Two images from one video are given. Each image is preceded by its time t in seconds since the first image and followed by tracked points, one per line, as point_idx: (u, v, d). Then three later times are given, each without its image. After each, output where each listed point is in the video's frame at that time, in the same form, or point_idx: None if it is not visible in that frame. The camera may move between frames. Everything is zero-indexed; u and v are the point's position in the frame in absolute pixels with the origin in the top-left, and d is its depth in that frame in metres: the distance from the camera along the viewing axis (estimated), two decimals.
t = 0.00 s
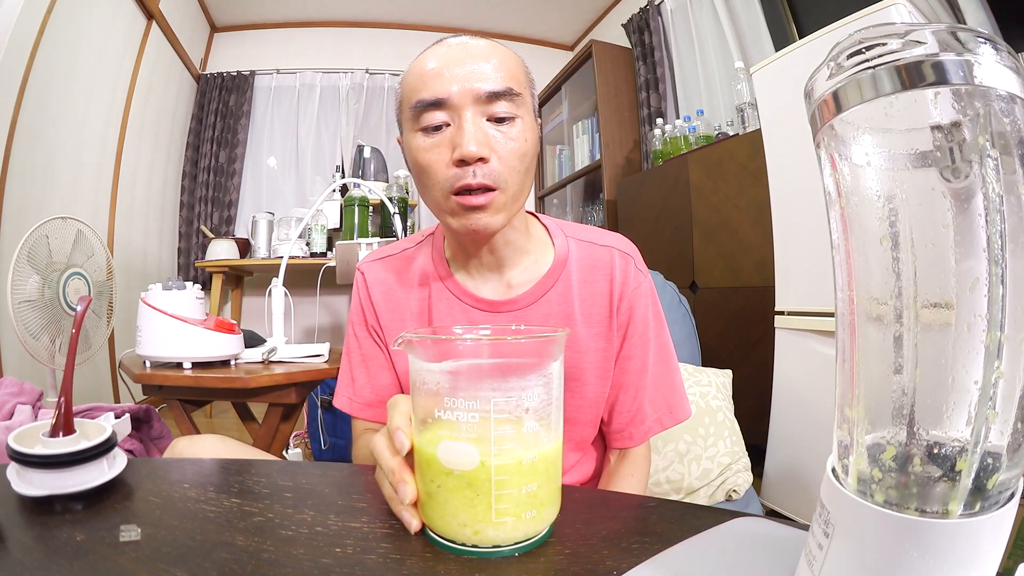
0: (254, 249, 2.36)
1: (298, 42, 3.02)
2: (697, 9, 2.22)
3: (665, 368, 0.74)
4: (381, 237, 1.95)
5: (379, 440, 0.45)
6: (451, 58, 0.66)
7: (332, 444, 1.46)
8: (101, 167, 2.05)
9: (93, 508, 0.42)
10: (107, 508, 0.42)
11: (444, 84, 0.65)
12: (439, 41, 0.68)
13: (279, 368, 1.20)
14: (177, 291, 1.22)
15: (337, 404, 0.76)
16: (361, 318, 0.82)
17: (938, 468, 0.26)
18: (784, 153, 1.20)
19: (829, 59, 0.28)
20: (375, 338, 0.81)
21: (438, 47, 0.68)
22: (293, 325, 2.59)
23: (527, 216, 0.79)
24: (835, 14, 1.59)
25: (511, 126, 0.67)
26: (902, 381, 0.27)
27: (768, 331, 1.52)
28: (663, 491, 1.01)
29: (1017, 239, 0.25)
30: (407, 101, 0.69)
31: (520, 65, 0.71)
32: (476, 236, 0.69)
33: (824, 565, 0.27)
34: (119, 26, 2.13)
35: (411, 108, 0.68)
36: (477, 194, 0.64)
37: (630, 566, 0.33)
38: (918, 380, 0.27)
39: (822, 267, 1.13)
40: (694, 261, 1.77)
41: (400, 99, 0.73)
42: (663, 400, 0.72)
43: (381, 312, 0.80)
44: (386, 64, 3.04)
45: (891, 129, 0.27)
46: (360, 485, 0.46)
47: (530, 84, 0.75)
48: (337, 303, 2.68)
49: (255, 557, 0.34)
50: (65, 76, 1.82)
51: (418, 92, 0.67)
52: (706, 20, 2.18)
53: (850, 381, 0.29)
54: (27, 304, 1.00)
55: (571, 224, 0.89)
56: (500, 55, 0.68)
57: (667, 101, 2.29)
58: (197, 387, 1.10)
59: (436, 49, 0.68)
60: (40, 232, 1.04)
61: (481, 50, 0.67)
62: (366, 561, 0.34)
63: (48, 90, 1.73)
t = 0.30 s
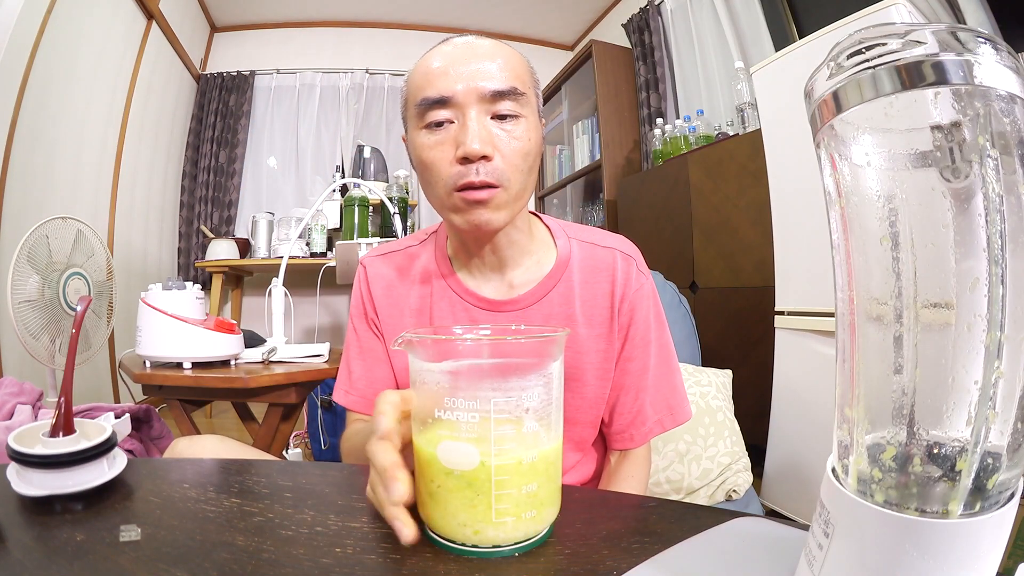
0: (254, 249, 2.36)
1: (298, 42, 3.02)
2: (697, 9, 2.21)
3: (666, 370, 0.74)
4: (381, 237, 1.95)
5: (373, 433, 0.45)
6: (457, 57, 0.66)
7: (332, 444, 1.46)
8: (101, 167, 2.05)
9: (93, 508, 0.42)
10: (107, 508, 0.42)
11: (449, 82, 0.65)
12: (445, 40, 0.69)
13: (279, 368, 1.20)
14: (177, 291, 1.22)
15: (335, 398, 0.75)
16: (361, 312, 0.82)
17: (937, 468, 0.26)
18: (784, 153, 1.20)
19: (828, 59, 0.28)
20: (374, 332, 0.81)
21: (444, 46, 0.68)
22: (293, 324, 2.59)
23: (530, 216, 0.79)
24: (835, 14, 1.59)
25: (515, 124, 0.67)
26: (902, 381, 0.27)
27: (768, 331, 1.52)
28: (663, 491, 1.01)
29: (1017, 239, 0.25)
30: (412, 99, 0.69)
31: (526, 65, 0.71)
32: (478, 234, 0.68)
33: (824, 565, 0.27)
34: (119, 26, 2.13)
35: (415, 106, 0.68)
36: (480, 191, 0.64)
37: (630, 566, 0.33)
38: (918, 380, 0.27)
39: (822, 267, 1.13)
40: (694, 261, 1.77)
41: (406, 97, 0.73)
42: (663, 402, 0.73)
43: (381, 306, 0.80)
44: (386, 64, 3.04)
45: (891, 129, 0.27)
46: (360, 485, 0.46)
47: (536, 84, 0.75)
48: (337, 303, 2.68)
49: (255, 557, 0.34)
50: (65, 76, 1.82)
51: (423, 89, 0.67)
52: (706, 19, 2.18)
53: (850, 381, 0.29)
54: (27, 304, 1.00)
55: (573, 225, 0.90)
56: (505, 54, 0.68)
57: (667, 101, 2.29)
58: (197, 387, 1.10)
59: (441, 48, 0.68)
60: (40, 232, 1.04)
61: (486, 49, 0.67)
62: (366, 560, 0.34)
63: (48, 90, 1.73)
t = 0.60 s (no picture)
0: (254, 249, 2.36)
1: (298, 41, 3.02)
2: (697, 9, 2.21)
3: (670, 368, 0.75)
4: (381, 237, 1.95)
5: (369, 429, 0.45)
6: (465, 52, 0.67)
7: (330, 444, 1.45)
8: (102, 167, 2.05)
9: (93, 508, 0.42)
10: (107, 508, 0.42)
11: (457, 75, 0.66)
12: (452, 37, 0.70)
13: (279, 368, 1.20)
14: (177, 291, 1.22)
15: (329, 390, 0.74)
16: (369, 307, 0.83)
17: (938, 468, 0.26)
18: (784, 153, 1.20)
19: (828, 59, 0.28)
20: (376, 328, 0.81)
21: (451, 42, 0.69)
22: (293, 324, 2.60)
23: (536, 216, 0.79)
24: (835, 14, 1.59)
25: (521, 116, 0.68)
26: (901, 381, 0.27)
27: (768, 331, 1.52)
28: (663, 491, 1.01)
29: (1017, 239, 0.25)
30: (419, 93, 0.70)
31: (532, 62, 0.73)
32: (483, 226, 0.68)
33: (824, 565, 0.27)
34: (119, 26, 2.13)
35: (422, 98, 0.68)
36: (487, 180, 0.64)
37: (630, 566, 0.33)
38: (919, 380, 0.27)
39: (822, 267, 1.13)
40: (694, 261, 1.77)
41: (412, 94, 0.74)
42: (668, 399, 0.73)
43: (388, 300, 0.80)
44: (386, 64, 3.04)
45: (891, 128, 0.27)
46: (360, 485, 0.46)
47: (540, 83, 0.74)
48: (337, 302, 2.68)
49: (255, 557, 0.34)
50: (65, 76, 1.82)
51: (430, 82, 0.68)
52: (705, 19, 2.18)
53: (850, 381, 0.29)
54: (27, 304, 1.00)
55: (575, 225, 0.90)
56: (510, 52, 0.69)
57: (667, 101, 2.29)
58: (197, 387, 1.10)
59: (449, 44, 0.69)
60: (40, 232, 1.04)
61: (492, 45, 0.68)
62: (365, 561, 0.34)
63: (48, 90, 1.73)
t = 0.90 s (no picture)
0: (254, 249, 2.36)
1: (298, 42, 3.02)
2: (697, 9, 2.21)
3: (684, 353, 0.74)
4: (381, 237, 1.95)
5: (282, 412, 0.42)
6: (463, 50, 0.67)
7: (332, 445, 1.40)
8: (102, 167, 2.05)
9: (93, 508, 0.42)
10: (107, 508, 0.42)
11: (453, 73, 0.66)
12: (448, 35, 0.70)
13: (278, 368, 1.20)
14: (177, 291, 1.23)
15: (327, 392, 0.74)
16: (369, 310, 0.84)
17: (937, 468, 0.26)
18: (784, 153, 1.20)
19: (828, 59, 0.28)
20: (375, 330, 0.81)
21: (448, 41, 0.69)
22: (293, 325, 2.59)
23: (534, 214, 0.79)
24: (835, 14, 1.59)
25: (520, 113, 0.68)
26: (902, 381, 0.27)
27: (768, 331, 1.52)
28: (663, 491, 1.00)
29: (1017, 239, 0.25)
30: (416, 93, 0.70)
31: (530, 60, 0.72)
32: (482, 224, 0.68)
33: (824, 565, 0.27)
34: (119, 26, 2.13)
35: (419, 97, 0.68)
36: (486, 178, 0.64)
37: (631, 566, 0.33)
38: (918, 380, 0.27)
39: (822, 267, 1.13)
40: (694, 261, 1.77)
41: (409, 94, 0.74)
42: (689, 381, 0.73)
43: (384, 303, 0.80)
44: (386, 64, 3.04)
45: (891, 128, 0.27)
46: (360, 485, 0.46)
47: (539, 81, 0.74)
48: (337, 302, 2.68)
49: (255, 557, 0.34)
50: (65, 76, 1.82)
51: (426, 81, 0.68)
52: (705, 19, 2.18)
53: (850, 381, 0.29)
54: (27, 304, 1.00)
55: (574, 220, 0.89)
56: (507, 51, 0.69)
57: (667, 101, 2.29)
58: (197, 387, 1.10)
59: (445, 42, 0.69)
60: (40, 232, 1.04)
61: (489, 44, 0.68)
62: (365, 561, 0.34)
63: (48, 90, 1.73)
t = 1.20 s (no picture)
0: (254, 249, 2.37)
1: (298, 41, 3.02)
2: (697, 9, 2.21)
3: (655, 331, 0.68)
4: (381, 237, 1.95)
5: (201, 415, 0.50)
6: (391, 40, 0.57)
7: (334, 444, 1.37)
8: (102, 167, 2.05)
9: (93, 508, 0.42)
10: (107, 508, 0.42)
11: (400, 63, 0.55)
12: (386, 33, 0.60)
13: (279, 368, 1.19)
14: (177, 291, 1.24)
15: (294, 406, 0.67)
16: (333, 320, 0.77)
17: (938, 468, 0.26)
18: (785, 153, 1.20)
19: (829, 59, 0.28)
20: (336, 346, 0.71)
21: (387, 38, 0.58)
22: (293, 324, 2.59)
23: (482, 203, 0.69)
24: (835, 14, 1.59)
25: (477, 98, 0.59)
26: (902, 381, 0.27)
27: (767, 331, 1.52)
28: (663, 491, 1.00)
29: (1017, 239, 0.25)
30: (353, 90, 0.57)
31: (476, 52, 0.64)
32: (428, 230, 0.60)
33: (824, 565, 0.27)
34: (119, 26, 2.13)
35: (363, 90, 0.56)
36: (452, 161, 0.53)
37: (630, 566, 0.33)
38: (918, 380, 0.27)
39: (823, 268, 1.13)
40: (694, 261, 1.77)
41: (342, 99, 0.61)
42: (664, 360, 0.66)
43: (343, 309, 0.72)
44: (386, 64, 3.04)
45: (891, 128, 0.27)
46: (359, 485, 0.46)
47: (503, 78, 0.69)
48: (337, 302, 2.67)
49: (256, 557, 0.34)
50: (66, 76, 1.82)
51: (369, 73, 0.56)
52: (705, 19, 2.17)
53: (850, 381, 0.29)
54: (27, 304, 1.00)
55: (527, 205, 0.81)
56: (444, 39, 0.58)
57: (667, 101, 2.29)
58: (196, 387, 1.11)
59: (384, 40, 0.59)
60: (40, 232, 1.04)
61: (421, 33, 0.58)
62: (365, 560, 0.34)
63: (48, 90, 1.73)
